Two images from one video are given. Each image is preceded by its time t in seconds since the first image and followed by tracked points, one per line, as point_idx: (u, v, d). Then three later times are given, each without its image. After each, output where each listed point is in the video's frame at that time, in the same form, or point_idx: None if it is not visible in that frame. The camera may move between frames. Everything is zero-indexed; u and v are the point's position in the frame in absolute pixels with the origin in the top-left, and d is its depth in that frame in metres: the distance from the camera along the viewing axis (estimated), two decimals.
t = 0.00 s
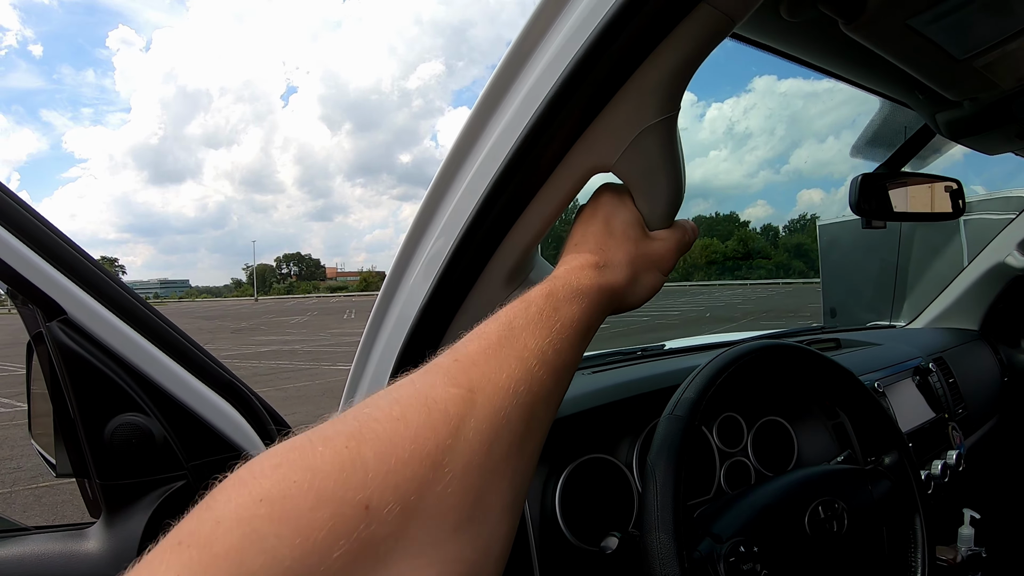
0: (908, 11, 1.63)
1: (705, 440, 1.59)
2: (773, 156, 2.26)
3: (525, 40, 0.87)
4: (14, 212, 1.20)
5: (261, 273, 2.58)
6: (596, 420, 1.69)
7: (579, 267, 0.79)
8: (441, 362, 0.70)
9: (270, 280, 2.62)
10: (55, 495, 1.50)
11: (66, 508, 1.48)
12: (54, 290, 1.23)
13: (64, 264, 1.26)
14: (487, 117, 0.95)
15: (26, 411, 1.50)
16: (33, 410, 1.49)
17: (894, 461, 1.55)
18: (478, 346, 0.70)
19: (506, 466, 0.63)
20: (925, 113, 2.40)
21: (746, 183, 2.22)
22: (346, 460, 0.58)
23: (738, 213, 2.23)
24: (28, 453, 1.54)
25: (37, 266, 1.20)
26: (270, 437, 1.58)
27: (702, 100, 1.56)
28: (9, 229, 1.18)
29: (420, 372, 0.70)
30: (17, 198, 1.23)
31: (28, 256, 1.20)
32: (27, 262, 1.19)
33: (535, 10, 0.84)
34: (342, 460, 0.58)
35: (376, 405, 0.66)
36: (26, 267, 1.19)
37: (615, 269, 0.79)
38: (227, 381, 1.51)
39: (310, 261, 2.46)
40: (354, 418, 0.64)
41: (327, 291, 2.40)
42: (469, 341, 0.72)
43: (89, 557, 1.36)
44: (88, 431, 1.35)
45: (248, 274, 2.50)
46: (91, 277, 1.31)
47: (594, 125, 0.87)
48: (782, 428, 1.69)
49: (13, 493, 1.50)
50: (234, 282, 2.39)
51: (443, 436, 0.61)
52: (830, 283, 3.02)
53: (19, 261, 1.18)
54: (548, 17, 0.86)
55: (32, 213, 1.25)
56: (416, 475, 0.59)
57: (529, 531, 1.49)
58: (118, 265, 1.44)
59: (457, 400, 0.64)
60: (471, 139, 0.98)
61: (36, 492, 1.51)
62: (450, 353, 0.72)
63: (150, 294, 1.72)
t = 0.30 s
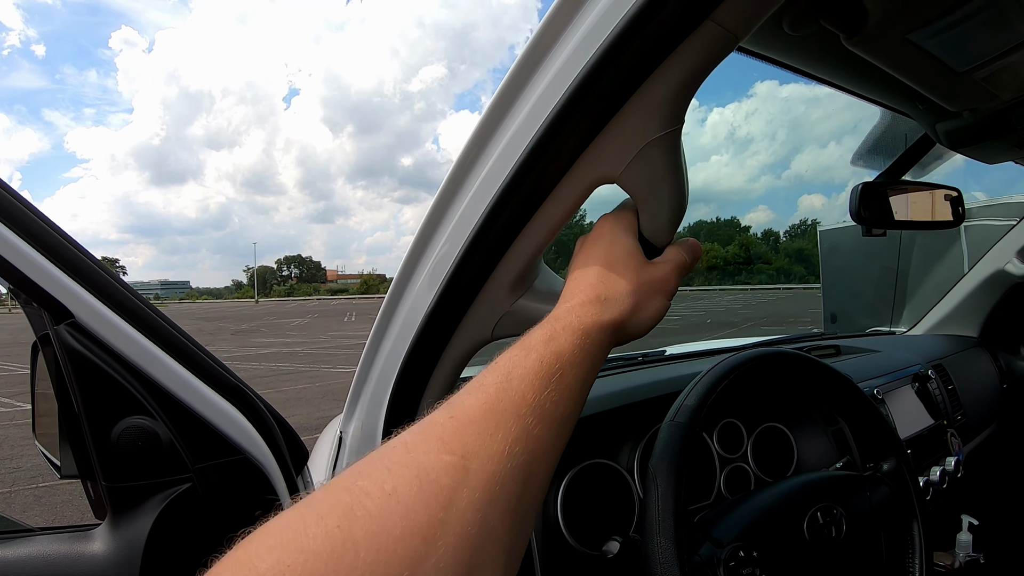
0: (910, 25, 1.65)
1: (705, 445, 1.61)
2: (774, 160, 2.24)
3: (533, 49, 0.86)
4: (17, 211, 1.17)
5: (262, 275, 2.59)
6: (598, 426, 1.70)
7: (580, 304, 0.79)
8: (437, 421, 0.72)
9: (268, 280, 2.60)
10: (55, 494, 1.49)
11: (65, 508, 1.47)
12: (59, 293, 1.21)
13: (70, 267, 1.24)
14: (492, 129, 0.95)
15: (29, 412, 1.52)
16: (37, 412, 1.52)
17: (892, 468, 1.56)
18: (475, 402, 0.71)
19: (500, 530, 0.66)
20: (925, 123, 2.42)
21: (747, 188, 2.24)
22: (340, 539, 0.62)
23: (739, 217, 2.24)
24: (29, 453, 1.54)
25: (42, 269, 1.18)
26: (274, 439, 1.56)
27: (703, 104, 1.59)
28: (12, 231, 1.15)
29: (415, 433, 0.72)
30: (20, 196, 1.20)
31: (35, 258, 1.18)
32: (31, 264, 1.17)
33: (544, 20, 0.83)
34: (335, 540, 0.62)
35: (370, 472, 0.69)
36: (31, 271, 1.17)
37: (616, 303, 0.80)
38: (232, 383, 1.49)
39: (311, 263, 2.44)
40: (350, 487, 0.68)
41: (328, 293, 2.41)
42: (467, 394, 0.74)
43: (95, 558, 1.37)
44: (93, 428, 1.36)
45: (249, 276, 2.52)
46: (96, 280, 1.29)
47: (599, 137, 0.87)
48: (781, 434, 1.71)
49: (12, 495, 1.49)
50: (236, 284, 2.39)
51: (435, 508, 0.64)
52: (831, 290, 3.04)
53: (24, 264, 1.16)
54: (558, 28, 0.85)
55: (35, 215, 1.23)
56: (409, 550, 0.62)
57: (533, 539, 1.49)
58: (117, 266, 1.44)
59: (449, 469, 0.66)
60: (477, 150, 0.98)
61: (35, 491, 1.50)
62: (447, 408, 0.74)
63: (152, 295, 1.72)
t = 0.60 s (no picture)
0: (910, 29, 1.64)
1: (704, 452, 1.59)
2: (774, 164, 2.23)
3: (532, 50, 0.86)
4: (12, 214, 1.12)
5: (261, 277, 2.59)
6: (592, 432, 1.66)
7: None
8: None
9: (271, 285, 2.63)
10: (53, 496, 1.43)
11: (64, 510, 1.41)
12: (55, 295, 1.14)
13: (65, 270, 1.17)
14: (488, 134, 0.95)
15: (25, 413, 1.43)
16: (33, 413, 1.42)
17: (889, 474, 1.58)
18: None
19: None
20: (924, 127, 2.42)
21: (748, 192, 2.22)
22: None
23: (738, 221, 2.28)
24: (27, 454, 1.47)
25: (35, 270, 1.11)
26: (270, 442, 1.50)
27: (704, 108, 1.57)
28: (5, 231, 1.09)
29: None
30: (17, 201, 1.16)
31: (28, 259, 1.11)
32: (25, 265, 1.10)
33: (544, 19, 0.84)
34: None
35: None
36: (16, 267, 1.09)
37: None
38: (228, 388, 1.42)
39: (312, 266, 2.45)
40: None
41: (328, 296, 2.40)
42: None
43: (91, 561, 1.28)
44: (89, 434, 1.24)
45: (247, 278, 2.46)
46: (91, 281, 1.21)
47: (593, 143, 0.85)
48: (780, 441, 1.67)
49: (12, 495, 1.47)
50: (236, 286, 2.38)
51: None
52: (830, 293, 3.04)
53: (17, 265, 1.09)
54: (557, 28, 0.85)
55: (21, 209, 1.15)
56: None
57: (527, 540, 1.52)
58: (117, 269, 1.41)
59: None
60: (474, 155, 0.98)
61: (35, 493, 1.47)
62: None
63: (151, 296, 1.69)
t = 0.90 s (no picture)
0: (907, 26, 1.64)
1: (701, 451, 1.61)
2: (773, 165, 2.29)
3: (528, 47, 0.86)
4: (11, 216, 1.11)
5: (259, 279, 2.58)
6: (592, 431, 1.65)
7: None
8: None
9: (270, 286, 2.61)
10: (52, 497, 1.44)
11: (60, 512, 1.42)
12: (51, 294, 1.12)
13: (64, 270, 1.16)
14: (483, 135, 0.95)
15: (20, 416, 1.44)
16: (29, 418, 1.43)
17: (889, 473, 1.53)
18: None
19: None
20: (922, 126, 2.42)
21: (746, 193, 2.24)
22: None
23: (736, 222, 2.26)
24: (24, 456, 1.49)
25: (32, 269, 1.09)
26: (266, 441, 1.49)
27: (702, 109, 1.59)
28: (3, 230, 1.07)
29: None
30: (16, 203, 1.15)
31: (25, 258, 1.09)
32: (22, 264, 1.08)
33: (540, 17, 0.83)
34: None
35: None
36: (11, 265, 1.07)
37: None
38: (224, 388, 1.41)
39: (311, 267, 2.43)
40: None
41: (325, 297, 2.40)
42: None
43: (85, 561, 1.27)
44: (84, 434, 1.22)
45: (247, 282, 2.53)
46: (87, 280, 1.20)
47: (590, 140, 0.84)
48: (778, 439, 1.70)
49: (10, 497, 1.50)
50: (234, 288, 2.39)
51: None
52: (829, 294, 3.04)
53: (13, 264, 1.07)
54: (553, 25, 0.85)
55: (16, 206, 1.14)
56: None
57: (525, 541, 1.51)
58: (115, 270, 1.40)
59: None
60: (471, 153, 0.98)
61: (33, 494, 1.48)
62: None
63: (148, 299, 1.70)
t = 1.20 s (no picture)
0: (904, 13, 1.62)
1: (698, 450, 1.58)
2: (774, 166, 2.23)
3: (515, 35, 0.84)
4: (10, 219, 1.08)
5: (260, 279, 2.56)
6: (587, 430, 1.63)
7: None
8: None
9: (270, 285, 2.53)
10: (53, 498, 1.37)
11: (61, 512, 1.35)
12: (39, 290, 1.10)
13: (56, 269, 1.13)
14: (471, 126, 0.93)
15: (16, 417, 1.33)
16: (24, 420, 1.34)
17: (889, 472, 1.50)
18: None
19: None
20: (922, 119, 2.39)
21: (746, 193, 2.24)
22: None
23: (737, 222, 2.29)
24: (24, 458, 1.39)
25: (22, 267, 1.07)
26: (259, 443, 1.45)
27: (702, 109, 1.55)
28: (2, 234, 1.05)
29: None
30: (16, 207, 1.13)
31: (17, 257, 1.07)
32: (12, 261, 1.06)
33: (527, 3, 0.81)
34: None
35: None
36: None
37: None
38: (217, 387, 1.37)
39: (310, 267, 2.43)
40: None
41: (326, 298, 2.38)
42: None
43: (74, 559, 1.25)
44: (72, 431, 1.20)
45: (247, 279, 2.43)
46: (78, 278, 1.17)
47: (577, 130, 0.82)
48: (777, 438, 1.67)
49: (11, 496, 1.42)
50: (234, 287, 2.34)
51: None
52: (830, 292, 3.02)
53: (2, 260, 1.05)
54: (541, 12, 0.83)
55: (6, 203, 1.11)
56: None
57: (518, 542, 1.49)
58: (115, 272, 1.35)
59: None
60: (458, 145, 0.96)
61: (33, 494, 1.39)
62: None
63: (149, 299, 1.67)
